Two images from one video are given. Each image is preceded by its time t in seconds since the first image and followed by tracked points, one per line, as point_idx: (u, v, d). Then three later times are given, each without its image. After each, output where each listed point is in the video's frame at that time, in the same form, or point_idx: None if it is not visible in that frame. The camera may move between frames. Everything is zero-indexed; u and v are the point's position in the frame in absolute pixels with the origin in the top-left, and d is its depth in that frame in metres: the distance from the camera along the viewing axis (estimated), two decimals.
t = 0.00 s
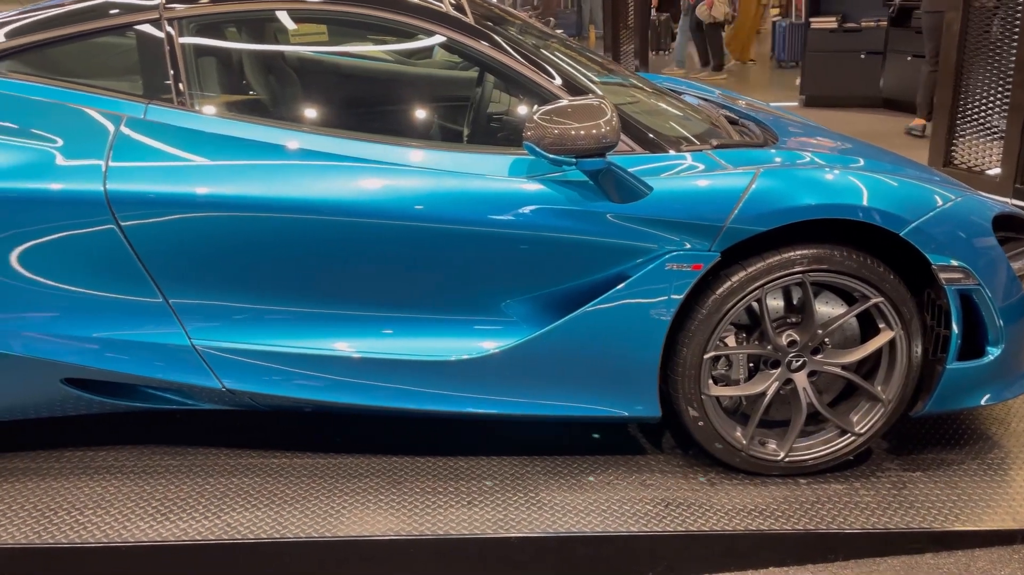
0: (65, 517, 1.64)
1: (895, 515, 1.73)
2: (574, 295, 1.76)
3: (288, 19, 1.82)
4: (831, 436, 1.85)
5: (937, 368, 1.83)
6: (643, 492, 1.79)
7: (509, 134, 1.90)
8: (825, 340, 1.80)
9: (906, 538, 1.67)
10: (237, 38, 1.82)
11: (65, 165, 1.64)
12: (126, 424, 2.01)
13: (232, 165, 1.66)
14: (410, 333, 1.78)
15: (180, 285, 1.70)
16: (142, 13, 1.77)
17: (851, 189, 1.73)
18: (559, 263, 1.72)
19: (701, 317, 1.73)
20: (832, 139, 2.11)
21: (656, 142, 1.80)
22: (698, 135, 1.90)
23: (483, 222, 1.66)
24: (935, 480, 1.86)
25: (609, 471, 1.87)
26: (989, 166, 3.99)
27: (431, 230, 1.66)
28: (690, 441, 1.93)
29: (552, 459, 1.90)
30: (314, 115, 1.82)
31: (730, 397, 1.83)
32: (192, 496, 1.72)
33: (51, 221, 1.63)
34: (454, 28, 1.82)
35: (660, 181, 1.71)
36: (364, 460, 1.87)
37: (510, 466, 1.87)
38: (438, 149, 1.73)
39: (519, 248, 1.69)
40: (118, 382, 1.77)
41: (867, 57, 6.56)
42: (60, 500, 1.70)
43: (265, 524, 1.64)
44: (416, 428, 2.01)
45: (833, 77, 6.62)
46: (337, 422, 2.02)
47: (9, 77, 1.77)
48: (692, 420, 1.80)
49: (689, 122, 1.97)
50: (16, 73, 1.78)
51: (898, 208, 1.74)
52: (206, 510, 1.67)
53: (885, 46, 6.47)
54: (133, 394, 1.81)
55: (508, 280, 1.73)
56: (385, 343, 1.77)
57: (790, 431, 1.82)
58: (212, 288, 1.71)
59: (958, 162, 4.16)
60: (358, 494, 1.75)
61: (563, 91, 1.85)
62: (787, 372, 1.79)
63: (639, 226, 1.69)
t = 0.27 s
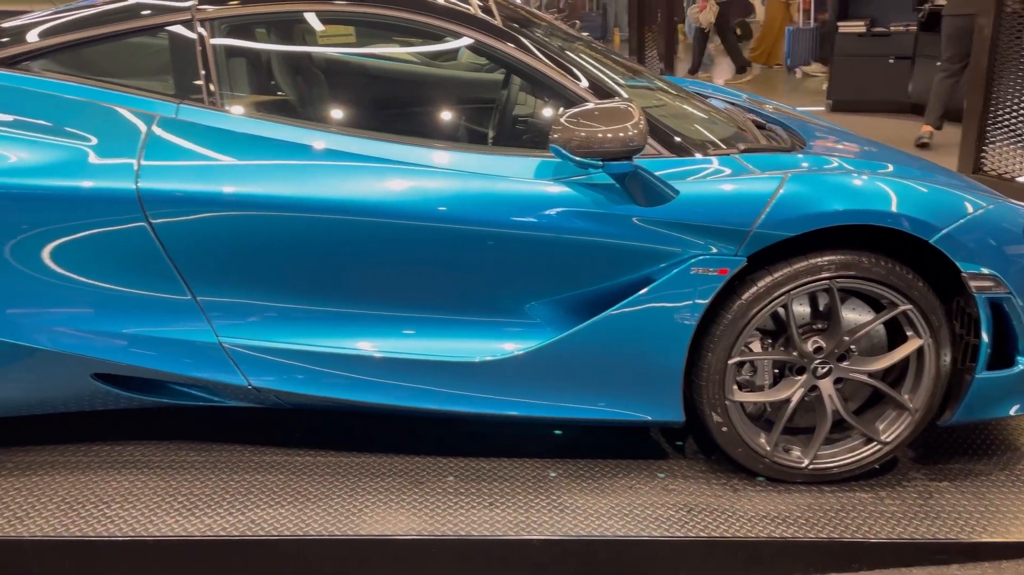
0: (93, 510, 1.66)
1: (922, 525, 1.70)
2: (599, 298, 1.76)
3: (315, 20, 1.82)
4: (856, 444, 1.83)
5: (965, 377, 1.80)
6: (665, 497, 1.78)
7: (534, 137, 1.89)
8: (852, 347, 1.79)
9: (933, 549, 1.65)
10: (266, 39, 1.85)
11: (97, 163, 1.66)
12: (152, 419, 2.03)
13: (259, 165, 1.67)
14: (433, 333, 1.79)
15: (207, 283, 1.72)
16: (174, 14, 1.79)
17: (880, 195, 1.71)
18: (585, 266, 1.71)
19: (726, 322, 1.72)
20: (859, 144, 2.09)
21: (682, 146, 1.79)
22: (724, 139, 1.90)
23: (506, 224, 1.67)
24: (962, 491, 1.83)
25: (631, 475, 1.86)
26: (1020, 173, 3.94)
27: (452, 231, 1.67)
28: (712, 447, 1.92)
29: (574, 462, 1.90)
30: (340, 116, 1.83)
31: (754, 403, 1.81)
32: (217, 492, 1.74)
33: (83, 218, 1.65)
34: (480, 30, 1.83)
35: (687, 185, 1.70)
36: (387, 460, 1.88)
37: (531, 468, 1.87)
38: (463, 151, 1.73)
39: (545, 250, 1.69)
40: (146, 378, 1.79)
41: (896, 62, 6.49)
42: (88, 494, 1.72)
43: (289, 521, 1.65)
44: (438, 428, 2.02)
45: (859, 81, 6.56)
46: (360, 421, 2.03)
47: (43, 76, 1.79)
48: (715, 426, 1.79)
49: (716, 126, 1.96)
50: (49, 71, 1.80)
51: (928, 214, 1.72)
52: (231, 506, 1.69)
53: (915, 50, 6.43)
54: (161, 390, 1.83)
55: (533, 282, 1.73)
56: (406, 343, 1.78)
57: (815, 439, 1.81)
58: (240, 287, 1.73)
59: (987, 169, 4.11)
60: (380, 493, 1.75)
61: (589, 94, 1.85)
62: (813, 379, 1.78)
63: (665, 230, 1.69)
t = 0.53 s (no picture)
0: (126, 504, 1.69)
1: (955, 538, 1.68)
2: (629, 302, 1.76)
3: (347, 22, 1.83)
4: (888, 455, 1.81)
5: (1001, 389, 1.77)
6: (693, 504, 1.77)
7: (564, 140, 1.89)
8: (884, 356, 1.77)
9: (966, 562, 1.62)
10: (299, 41, 1.86)
11: (136, 163, 1.68)
12: (183, 415, 2.05)
13: (292, 165, 1.69)
14: (461, 335, 1.79)
15: (240, 282, 1.74)
16: (211, 15, 1.82)
17: (915, 203, 1.69)
18: (616, 270, 1.71)
19: (758, 329, 1.71)
20: (892, 151, 2.07)
21: (714, 150, 1.78)
22: (757, 144, 1.88)
23: (531, 226, 1.67)
24: (996, 504, 1.80)
25: (658, 480, 1.85)
26: None
27: (478, 233, 1.67)
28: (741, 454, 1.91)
29: (601, 467, 1.90)
30: (370, 118, 1.85)
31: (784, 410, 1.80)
32: (247, 489, 1.75)
33: (121, 215, 1.68)
34: (513, 32, 1.83)
35: (719, 190, 1.70)
36: (414, 460, 1.88)
37: (559, 471, 1.87)
38: (493, 153, 1.74)
39: (576, 253, 1.69)
40: (178, 374, 1.81)
41: (930, 68, 6.40)
42: (120, 487, 1.74)
43: (317, 519, 1.66)
44: (465, 430, 2.02)
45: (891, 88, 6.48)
46: (388, 421, 2.04)
47: (83, 75, 1.82)
48: (744, 433, 1.78)
49: (749, 132, 1.95)
50: (87, 71, 1.82)
51: (964, 223, 1.69)
52: (260, 503, 1.70)
53: (949, 57, 6.34)
54: (193, 387, 1.85)
55: (563, 285, 1.73)
56: (429, 344, 1.78)
57: (846, 448, 1.79)
58: (271, 286, 1.74)
59: None
60: (407, 493, 1.76)
61: (620, 97, 1.84)
62: (845, 388, 1.76)
63: (697, 234, 1.68)
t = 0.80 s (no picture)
0: (162, 498, 1.71)
1: (995, 553, 1.64)
2: (664, 308, 1.75)
3: (384, 26, 1.86)
4: (926, 467, 1.78)
5: None
6: (726, 512, 1.76)
7: (598, 144, 1.89)
8: (923, 367, 1.74)
9: None
10: (337, 44, 1.88)
11: (177, 162, 1.71)
12: (217, 412, 2.07)
13: (329, 166, 1.70)
14: (493, 338, 1.79)
15: (276, 282, 1.76)
16: (252, 18, 1.84)
17: (957, 211, 1.67)
18: (651, 275, 1.70)
19: (794, 337, 1.69)
20: (931, 159, 2.04)
21: (751, 156, 1.78)
22: (794, 150, 1.87)
23: (560, 229, 1.66)
24: None
25: (690, 488, 1.84)
26: None
27: (507, 236, 1.67)
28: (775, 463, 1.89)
29: (632, 473, 1.89)
30: (405, 120, 1.85)
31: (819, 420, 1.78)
32: (280, 486, 1.77)
33: (163, 213, 1.70)
34: (549, 36, 1.84)
35: (757, 196, 1.68)
36: (445, 462, 1.89)
37: (590, 477, 1.86)
38: (526, 156, 1.74)
39: (611, 258, 1.69)
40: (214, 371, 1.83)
41: (969, 75, 6.30)
42: (156, 482, 1.77)
43: (349, 518, 1.67)
44: (496, 433, 2.02)
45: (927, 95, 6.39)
46: (419, 422, 2.05)
47: (126, 75, 1.85)
48: (779, 442, 1.76)
49: (786, 138, 1.93)
50: (130, 71, 1.85)
51: (1006, 232, 1.67)
52: (293, 501, 1.72)
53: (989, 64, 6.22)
54: (228, 384, 1.87)
55: (597, 289, 1.73)
56: (454, 347, 1.78)
57: (883, 459, 1.76)
58: (307, 285, 1.76)
59: None
60: (439, 495, 1.76)
61: (656, 100, 1.84)
62: (882, 398, 1.74)
63: (735, 241, 1.67)
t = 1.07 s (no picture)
0: (198, 495, 1.73)
1: None
2: (699, 315, 1.74)
3: (420, 30, 1.87)
4: (966, 481, 1.75)
5: None
6: (760, 522, 1.74)
7: (633, 150, 1.88)
8: (965, 380, 1.71)
9: None
10: (376, 48, 1.89)
11: (217, 164, 1.72)
12: (250, 411, 2.09)
13: (364, 169, 1.71)
14: (526, 342, 1.79)
15: (313, 283, 1.77)
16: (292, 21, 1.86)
17: (1000, 222, 1.65)
18: (688, 282, 1.69)
19: (833, 347, 1.67)
20: (972, 168, 2.01)
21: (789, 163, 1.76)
22: (833, 158, 1.85)
23: (590, 234, 1.66)
24: None
25: (723, 497, 1.82)
26: None
27: (538, 240, 1.67)
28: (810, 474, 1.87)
29: (665, 480, 1.87)
30: (440, 124, 1.86)
31: (856, 431, 1.75)
32: (313, 486, 1.78)
33: (203, 213, 1.72)
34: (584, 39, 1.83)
35: (796, 204, 1.67)
36: (477, 465, 1.89)
37: (623, 483, 1.85)
38: (560, 160, 1.74)
39: (647, 264, 1.68)
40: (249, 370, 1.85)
41: (1009, 83, 6.18)
42: (192, 478, 1.79)
43: (381, 519, 1.67)
44: (527, 437, 2.02)
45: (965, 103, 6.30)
46: (451, 425, 2.05)
47: (169, 78, 1.88)
48: (815, 453, 1.74)
49: (826, 146, 1.91)
50: (172, 74, 1.89)
51: None
52: (326, 501, 1.73)
53: None
54: (264, 383, 1.89)
55: (632, 296, 1.72)
56: (482, 350, 1.78)
57: (922, 473, 1.74)
58: (343, 287, 1.77)
59: None
60: (471, 498, 1.76)
61: (694, 105, 1.83)
62: (921, 411, 1.71)
63: (773, 248, 1.66)
